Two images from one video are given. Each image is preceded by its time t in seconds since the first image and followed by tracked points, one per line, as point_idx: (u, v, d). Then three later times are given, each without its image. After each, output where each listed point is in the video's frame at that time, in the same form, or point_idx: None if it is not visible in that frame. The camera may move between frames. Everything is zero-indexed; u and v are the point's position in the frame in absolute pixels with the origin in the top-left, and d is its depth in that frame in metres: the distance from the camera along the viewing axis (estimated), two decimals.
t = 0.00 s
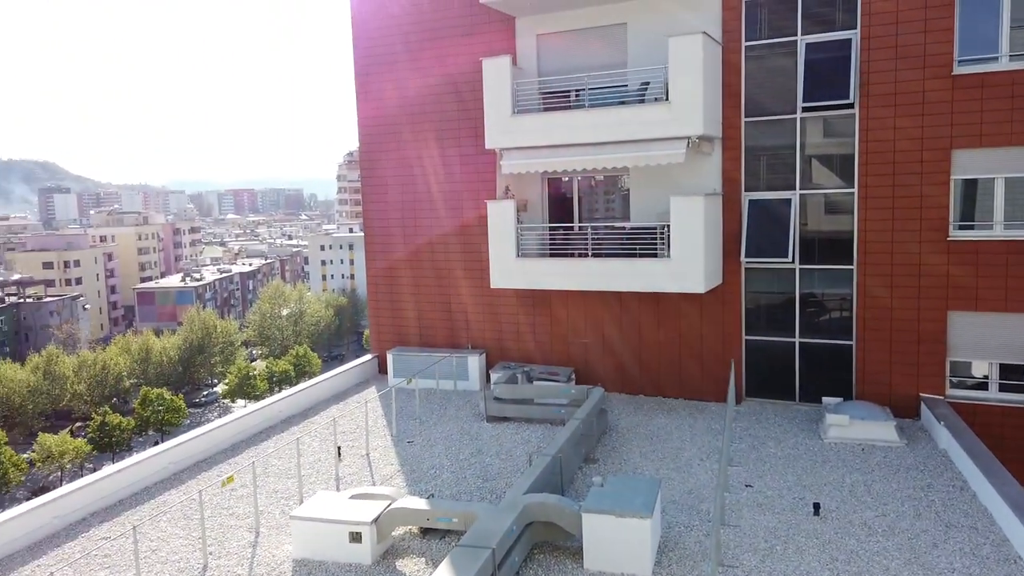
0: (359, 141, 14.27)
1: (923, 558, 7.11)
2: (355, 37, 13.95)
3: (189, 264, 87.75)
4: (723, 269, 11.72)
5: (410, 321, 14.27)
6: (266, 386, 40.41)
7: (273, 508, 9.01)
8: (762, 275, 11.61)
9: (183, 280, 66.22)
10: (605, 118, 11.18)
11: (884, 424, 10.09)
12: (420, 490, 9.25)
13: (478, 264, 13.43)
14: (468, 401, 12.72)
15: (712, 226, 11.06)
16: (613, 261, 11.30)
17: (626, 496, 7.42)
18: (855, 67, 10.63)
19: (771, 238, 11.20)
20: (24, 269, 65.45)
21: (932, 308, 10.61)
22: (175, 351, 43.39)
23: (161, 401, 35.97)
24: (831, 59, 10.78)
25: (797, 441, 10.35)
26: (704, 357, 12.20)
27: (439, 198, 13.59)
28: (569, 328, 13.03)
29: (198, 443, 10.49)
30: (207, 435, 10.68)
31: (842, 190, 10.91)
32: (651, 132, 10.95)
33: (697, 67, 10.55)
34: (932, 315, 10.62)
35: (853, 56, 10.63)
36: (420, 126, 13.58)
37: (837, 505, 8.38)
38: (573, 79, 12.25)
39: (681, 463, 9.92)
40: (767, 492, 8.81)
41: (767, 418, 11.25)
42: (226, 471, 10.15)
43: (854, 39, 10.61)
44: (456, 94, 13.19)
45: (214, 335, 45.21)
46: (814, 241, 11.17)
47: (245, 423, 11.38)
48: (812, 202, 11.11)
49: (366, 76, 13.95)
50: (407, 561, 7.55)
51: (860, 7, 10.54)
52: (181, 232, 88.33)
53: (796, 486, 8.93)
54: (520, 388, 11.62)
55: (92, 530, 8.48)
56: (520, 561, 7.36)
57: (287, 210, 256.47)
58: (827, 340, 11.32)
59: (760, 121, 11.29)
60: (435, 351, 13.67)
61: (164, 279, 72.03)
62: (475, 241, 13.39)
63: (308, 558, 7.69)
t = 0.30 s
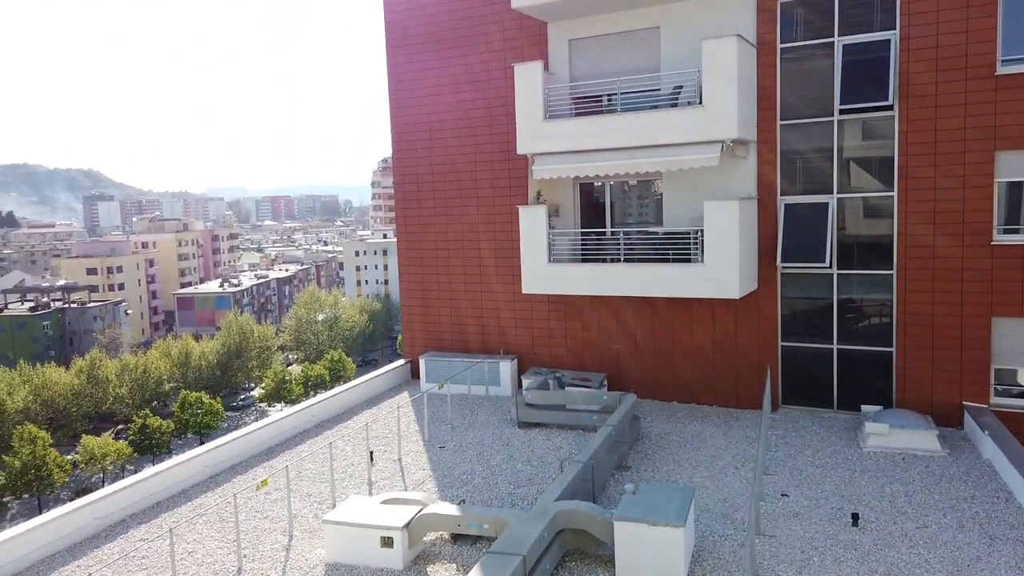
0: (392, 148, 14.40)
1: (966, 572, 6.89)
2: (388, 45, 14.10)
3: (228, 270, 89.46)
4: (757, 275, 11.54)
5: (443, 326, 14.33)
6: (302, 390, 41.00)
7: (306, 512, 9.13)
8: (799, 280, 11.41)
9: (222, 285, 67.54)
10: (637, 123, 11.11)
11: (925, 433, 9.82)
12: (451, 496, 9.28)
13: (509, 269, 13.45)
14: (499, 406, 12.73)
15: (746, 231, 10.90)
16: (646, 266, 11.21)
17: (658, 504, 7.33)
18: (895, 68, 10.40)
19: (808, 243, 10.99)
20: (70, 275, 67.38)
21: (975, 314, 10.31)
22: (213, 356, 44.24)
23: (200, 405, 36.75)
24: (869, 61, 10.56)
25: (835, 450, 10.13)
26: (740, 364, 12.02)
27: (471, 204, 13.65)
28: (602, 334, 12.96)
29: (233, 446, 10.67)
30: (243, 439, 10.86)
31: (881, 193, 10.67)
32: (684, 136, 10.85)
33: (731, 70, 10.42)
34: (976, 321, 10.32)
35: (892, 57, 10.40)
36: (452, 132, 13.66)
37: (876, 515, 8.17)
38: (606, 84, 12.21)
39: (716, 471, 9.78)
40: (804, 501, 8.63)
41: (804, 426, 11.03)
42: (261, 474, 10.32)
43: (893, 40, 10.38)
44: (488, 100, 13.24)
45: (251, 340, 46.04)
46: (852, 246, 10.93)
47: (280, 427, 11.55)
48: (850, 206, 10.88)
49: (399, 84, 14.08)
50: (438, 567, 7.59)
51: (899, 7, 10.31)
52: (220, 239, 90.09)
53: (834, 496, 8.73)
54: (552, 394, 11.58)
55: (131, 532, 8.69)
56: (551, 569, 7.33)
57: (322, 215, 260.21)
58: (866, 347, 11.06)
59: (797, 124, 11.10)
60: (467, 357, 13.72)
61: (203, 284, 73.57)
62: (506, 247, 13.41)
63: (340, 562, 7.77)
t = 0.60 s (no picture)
0: (412, 152, 14.48)
1: None
2: (408, 49, 14.18)
3: (250, 273, 90.42)
4: (779, 278, 11.43)
5: (462, 328, 14.36)
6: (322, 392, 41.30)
7: (325, 513, 9.20)
8: (821, 283, 11.28)
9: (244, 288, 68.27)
10: (657, 125, 11.07)
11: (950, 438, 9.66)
12: (470, 499, 9.29)
13: (529, 271, 13.44)
14: (518, 409, 12.72)
15: (767, 233, 10.80)
16: (665, 269, 11.15)
17: (678, 509, 7.28)
18: (919, 69, 10.26)
19: (830, 246, 10.85)
20: (96, 277, 68.47)
21: (1002, 319, 10.12)
22: (236, 357, 44.71)
23: (222, 406, 37.16)
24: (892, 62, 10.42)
25: (858, 456, 9.99)
26: (761, 367, 11.91)
27: (490, 206, 13.67)
28: (621, 337, 12.90)
29: (254, 448, 10.79)
30: (263, 441, 10.97)
31: (905, 196, 10.51)
32: (704, 139, 10.79)
33: (752, 71, 10.35)
34: (1002, 325, 10.13)
35: (917, 57, 10.26)
36: (471, 135, 13.70)
37: (900, 522, 8.04)
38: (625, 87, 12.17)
39: (736, 476, 9.69)
40: (826, 507, 8.52)
41: (826, 431, 10.89)
42: (281, 476, 10.41)
43: (917, 40, 10.24)
44: (507, 103, 13.26)
45: (272, 343, 46.49)
46: (876, 249, 10.78)
47: (300, 428, 11.64)
48: (873, 209, 10.74)
49: (419, 88, 14.16)
50: (456, 569, 7.61)
51: (924, 7, 10.18)
52: (242, 242, 91.05)
53: (857, 502, 8.61)
54: (571, 398, 11.55)
55: (153, 531, 8.82)
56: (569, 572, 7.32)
57: (343, 218, 262.21)
58: (889, 351, 10.90)
59: (818, 126, 10.99)
60: (486, 360, 13.74)
61: (226, 287, 74.40)
62: (525, 249, 13.41)
63: (359, 564, 7.83)
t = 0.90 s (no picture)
0: (423, 153, 14.51)
1: None
2: (420, 51, 14.23)
3: (262, 274, 90.93)
4: (791, 280, 11.36)
5: (472, 329, 14.38)
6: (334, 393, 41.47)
7: (337, 513, 9.24)
8: (834, 284, 11.21)
9: (257, 289, 68.63)
10: (670, 126, 11.04)
11: (964, 441, 9.56)
12: (480, 500, 9.30)
13: (540, 272, 13.43)
14: (529, 411, 12.71)
15: (780, 234, 10.75)
16: (676, 271, 11.12)
17: (689, 512, 7.26)
18: (933, 70, 10.17)
19: (843, 248, 10.77)
20: (110, 278, 69.04)
21: (1018, 321, 10.01)
22: (248, 358, 44.97)
23: (235, 407, 37.39)
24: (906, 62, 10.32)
25: (872, 458, 9.91)
26: (772, 369, 11.85)
27: (501, 207, 13.67)
28: (632, 338, 12.87)
29: (266, 448, 10.85)
30: (276, 441, 11.03)
31: (919, 197, 10.43)
32: (716, 140, 10.75)
33: (765, 71, 10.30)
34: (1018, 328, 10.02)
35: (931, 58, 10.18)
36: (483, 136, 13.71)
37: (914, 526, 7.97)
38: (636, 88, 12.14)
39: (749, 478, 9.63)
40: (839, 510, 8.45)
41: (839, 433, 10.82)
42: (293, 476, 10.46)
43: (932, 40, 10.15)
44: (519, 104, 13.27)
45: (285, 343, 46.74)
46: (889, 250, 10.70)
47: (312, 429, 11.70)
48: (887, 210, 10.66)
49: (430, 89, 14.20)
50: (467, 570, 7.61)
51: (938, 7, 10.10)
52: (254, 243, 91.55)
53: (870, 505, 8.54)
54: (582, 399, 11.53)
55: (166, 531, 8.88)
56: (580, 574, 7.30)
57: (355, 219, 263.32)
58: (903, 354, 10.81)
59: (832, 126, 10.92)
60: (497, 361, 13.74)
61: (238, 288, 74.82)
62: (537, 250, 13.40)
63: (370, 564, 7.85)
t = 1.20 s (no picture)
0: (432, 153, 14.53)
1: None
2: (430, 51, 14.24)
3: (272, 274, 91.27)
4: (802, 280, 11.31)
5: (481, 329, 14.38)
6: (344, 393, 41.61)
7: (347, 513, 9.26)
8: (845, 285, 11.14)
9: (267, 289, 68.90)
10: (679, 126, 11.00)
11: (977, 443, 9.49)
12: (489, 501, 9.29)
13: (549, 273, 13.42)
14: (538, 411, 12.69)
15: (790, 234, 10.69)
16: (686, 272, 11.08)
17: (698, 513, 7.23)
18: (945, 69, 10.11)
19: (854, 248, 10.70)
20: (122, 278, 69.44)
21: None
22: (258, 358, 45.15)
23: (245, 406, 37.57)
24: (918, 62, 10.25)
25: (883, 460, 9.84)
26: (783, 370, 11.79)
27: (510, 207, 13.67)
28: (641, 339, 12.83)
29: (276, 448, 10.88)
30: (286, 440, 11.06)
31: (931, 198, 10.36)
32: (726, 140, 10.71)
33: (776, 71, 10.26)
34: None
35: (943, 58, 10.11)
36: (492, 136, 13.70)
37: (926, 528, 7.91)
38: (646, 88, 12.11)
39: (759, 480, 9.59)
40: (850, 512, 8.41)
41: (850, 435, 10.76)
42: (302, 476, 10.48)
43: (944, 40, 10.08)
44: (528, 105, 13.27)
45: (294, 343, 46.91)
46: (901, 251, 10.63)
47: (321, 428, 11.72)
48: (898, 210, 10.59)
49: (439, 89, 14.21)
50: (476, 571, 7.61)
51: (951, 6, 10.03)
52: (264, 244, 91.90)
53: (881, 507, 8.48)
54: (591, 400, 11.50)
55: (176, 530, 8.92)
56: None
57: (364, 219, 264.14)
58: (915, 354, 10.73)
59: (843, 126, 10.86)
60: (506, 361, 13.72)
61: (248, 288, 75.13)
62: (546, 251, 13.39)
63: (379, 564, 7.86)
